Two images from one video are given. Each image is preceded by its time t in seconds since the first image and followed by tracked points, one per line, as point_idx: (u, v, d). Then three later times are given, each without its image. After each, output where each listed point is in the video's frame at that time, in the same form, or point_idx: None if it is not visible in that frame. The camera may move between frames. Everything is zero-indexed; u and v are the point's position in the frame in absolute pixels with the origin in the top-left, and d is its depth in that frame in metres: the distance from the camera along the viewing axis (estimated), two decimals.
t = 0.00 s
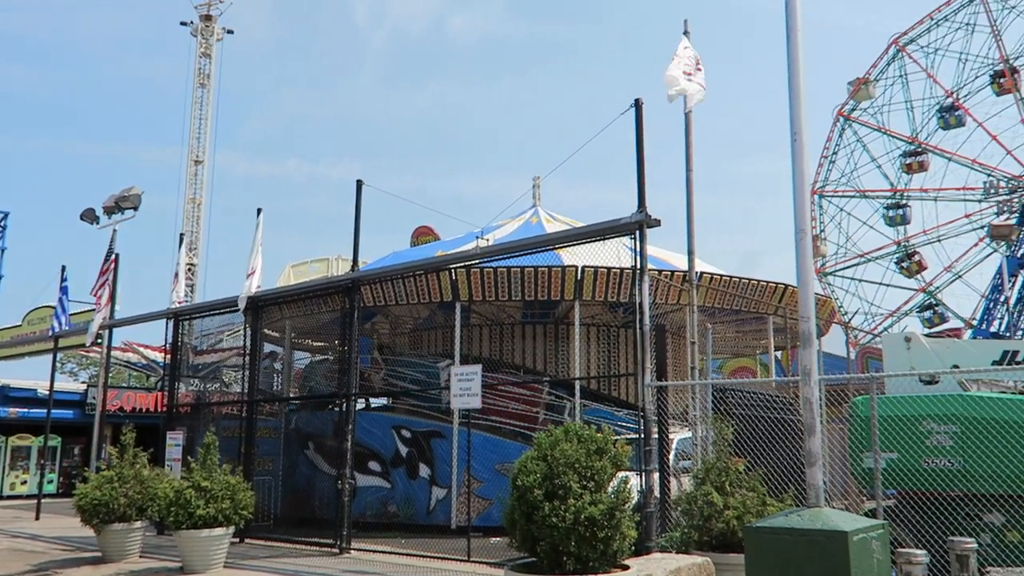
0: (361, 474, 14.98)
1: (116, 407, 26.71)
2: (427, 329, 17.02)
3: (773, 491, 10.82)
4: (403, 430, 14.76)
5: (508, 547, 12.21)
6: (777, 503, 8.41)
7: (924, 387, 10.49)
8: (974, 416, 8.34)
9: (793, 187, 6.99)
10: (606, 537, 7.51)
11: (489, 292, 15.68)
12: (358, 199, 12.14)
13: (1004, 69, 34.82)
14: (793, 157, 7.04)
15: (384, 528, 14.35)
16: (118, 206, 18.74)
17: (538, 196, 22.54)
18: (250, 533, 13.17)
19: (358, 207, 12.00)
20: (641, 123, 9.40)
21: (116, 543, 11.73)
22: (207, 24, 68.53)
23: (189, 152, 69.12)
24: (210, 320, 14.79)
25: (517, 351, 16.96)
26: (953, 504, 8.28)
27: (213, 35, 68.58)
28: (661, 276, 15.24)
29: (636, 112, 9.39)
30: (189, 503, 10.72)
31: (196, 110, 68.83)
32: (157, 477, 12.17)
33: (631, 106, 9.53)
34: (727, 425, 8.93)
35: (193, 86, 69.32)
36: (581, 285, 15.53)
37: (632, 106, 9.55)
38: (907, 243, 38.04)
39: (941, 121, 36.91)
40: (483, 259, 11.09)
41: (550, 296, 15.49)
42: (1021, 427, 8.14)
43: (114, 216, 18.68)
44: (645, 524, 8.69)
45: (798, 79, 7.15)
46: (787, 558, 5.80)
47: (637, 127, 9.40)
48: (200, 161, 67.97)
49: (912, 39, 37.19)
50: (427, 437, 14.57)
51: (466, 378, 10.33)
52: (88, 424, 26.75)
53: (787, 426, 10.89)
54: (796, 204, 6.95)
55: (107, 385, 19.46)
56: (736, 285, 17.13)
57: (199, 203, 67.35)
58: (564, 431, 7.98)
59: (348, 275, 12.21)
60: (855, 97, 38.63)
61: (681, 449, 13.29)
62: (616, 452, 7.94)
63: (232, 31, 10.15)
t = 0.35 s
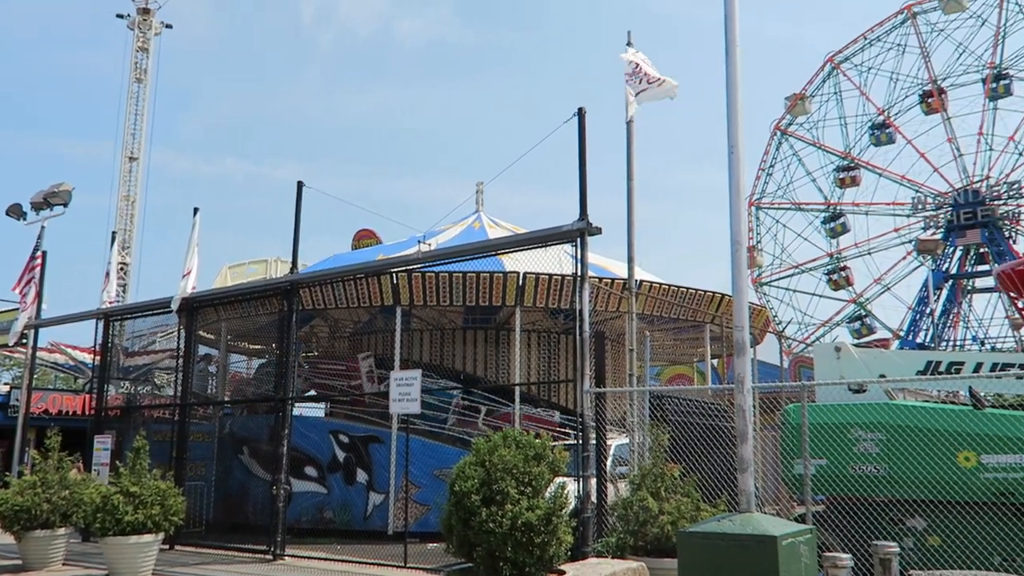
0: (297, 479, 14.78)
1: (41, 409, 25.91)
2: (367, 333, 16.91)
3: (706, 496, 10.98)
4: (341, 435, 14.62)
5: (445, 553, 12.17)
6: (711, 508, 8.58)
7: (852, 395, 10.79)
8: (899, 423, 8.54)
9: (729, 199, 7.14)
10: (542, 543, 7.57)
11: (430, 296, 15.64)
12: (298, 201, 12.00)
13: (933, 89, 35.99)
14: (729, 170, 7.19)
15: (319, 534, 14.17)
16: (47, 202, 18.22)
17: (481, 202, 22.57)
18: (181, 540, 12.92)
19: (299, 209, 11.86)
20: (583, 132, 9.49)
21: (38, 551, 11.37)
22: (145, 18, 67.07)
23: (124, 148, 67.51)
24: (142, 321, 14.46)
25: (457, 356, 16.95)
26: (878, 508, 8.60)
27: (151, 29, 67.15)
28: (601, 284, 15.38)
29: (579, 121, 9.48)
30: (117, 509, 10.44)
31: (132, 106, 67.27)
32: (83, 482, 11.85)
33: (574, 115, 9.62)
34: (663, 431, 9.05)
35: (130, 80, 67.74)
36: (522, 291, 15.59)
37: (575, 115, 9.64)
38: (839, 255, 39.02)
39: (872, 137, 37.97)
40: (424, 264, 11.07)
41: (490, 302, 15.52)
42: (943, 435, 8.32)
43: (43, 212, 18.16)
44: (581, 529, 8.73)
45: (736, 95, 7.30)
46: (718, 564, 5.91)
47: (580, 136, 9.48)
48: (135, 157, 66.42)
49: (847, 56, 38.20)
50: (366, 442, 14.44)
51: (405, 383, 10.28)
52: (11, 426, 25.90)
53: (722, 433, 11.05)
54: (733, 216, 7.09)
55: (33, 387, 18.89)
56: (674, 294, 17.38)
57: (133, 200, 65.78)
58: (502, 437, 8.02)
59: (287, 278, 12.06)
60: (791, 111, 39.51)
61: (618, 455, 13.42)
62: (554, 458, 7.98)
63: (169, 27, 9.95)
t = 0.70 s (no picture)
0: (244, 484, 14.56)
1: None
2: (318, 337, 16.76)
3: (655, 501, 11.05)
4: (290, 440, 14.46)
5: (394, 559, 12.09)
6: (659, 514, 8.68)
7: (797, 401, 11.00)
8: (842, 429, 8.71)
9: (680, 208, 7.23)
10: (491, 548, 7.59)
11: (383, 300, 15.55)
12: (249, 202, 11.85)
13: (879, 104, 36.85)
14: (680, 179, 7.29)
15: (266, 540, 13.97)
16: None
17: (435, 206, 22.55)
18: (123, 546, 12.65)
19: (250, 210, 11.71)
20: (538, 138, 9.53)
21: None
22: (92, 13, 65.68)
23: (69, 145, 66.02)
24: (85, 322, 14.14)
25: (409, 360, 16.89)
26: (822, 515, 8.76)
27: (99, 24, 65.81)
28: (554, 290, 15.46)
29: (533, 128, 9.52)
30: (56, 515, 10.20)
31: (78, 102, 65.82)
32: (21, 487, 11.55)
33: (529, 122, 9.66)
34: (613, 436, 9.11)
35: (75, 76, 66.27)
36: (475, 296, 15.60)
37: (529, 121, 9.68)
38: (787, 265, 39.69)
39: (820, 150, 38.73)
40: (376, 268, 11.01)
41: (442, 307, 15.50)
42: (885, 441, 8.50)
43: None
44: (531, 535, 8.73)
45: (687, 105, 7.40)
46: (665, 568, 5.98)
47: (534, 143, 9.53)
48: (80, 155, 64.97)
49: (796, 69, 38.93)
50: (315, 447, 14.34)
51: (356, 388, 10.21)
52: None
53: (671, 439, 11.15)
54: (683, 225, 7.18)
55: None
56: (626, 301, 17.53)
57: (78, 198, 64.31)
58: (453, 442, 8.01)
59: (236, 279, 11.90)
60: (743, 122, 40.13)
61: (569, 461, 13.43)
62: (505, 464, 7.98)
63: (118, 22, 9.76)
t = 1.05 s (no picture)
0: (193, 490, 14.29)
1: None
2: (272, 340, 16.58)
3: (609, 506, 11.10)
4: (241, 444, 14.28)
5: (346, 565, 11.99)
6: (612, 519, 8.75)
7: (749, 408, 11.11)
8: (792, 436, 8.85)
9: (635, 217, 7.30)
10: (445, 554, 7.60)
11: (338, 304, 15.43)
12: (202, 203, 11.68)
13: (830, 116, 37.56)
14: (635, 188, 7.36)
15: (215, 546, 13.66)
16: None
17: (392, 210, 22.46)
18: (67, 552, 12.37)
19: (204, 211, 11.54)
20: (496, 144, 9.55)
21: None
22: (42, 7, 64.29)
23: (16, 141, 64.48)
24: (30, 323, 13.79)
25: (364, 365, 16.79)
26: (772, 519, 8.91)
27: (49, 19, 64.44)
28: (510, 295, 15.49)
29: (491, 134, 9.54)
30: None
31: (26, 97, 64.36)
32: None
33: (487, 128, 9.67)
34: (568, 442, 9.16)
35: (23, 71, 64.77)
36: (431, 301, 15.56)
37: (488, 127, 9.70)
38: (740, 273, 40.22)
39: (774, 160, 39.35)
40: (332, 271, 10.93)
41: (398, 311, 15.48)
42: (833, 447, 8.67)
43: None
44: (485, 540, 8.67)
45: (644, 114, 7.48)
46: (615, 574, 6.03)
47: (492, 149, 9.56)
48: (27, 151, 63.50)
49: (751, 81, 39.51)
50: (266, 452, 14.19)
51: (309, 392, 10.11)
52: None
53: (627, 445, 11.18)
54: (638, 233, 7.26)
55: None
56: (582, 307, 17.63)
57: (24, 196, 62.81)
58: (407, 448, 8.00)
59: (188, 282, 11.72)
60: (698, 132, 40.61)
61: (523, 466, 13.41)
62: (458, 470, 7.99)
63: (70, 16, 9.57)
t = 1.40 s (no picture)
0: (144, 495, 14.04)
1: None
2: (228, 344, 16.41)
3: (565, 511, 11.11)
4: (196, 449, 14.04)
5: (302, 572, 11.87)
6: (570, 524, 8.79)
7: (705, 414, 11.25)
8: (748, 441, 8.95)
9: (594, 223, 7.35)
10: (401, 559, 7.58)
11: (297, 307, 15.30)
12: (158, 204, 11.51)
13: (788, 126, 38.11)
14: (595, 195, 7.41)
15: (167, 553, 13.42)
16: None
17: (352, 213, 22.33)
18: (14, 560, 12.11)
19: (159, 212, 11.37)
20: (458, 149, 9.55)
21: None
22: None
23: None
24: None
25: (323, 369, 16.67)
26: (728, 523, 9.01)
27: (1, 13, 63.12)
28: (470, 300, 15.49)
29: (452, 138, 9.54)
30: None
31: None
32: None
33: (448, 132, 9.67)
34: (526, 447, 9.18)
35: None
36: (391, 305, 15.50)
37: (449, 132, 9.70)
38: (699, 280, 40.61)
39: (732, 169, 39.80)
40: (290, 274, 10.83)
41: (356, 314, 15.31)
42: (787, 452, 8.79)
43: None
44: (442, 544, 8.60)
45: (603, 121, 7.54)
46: None
47: (453, 154, 9.55)
48: None
49: (711, 90, 39.96)
50: (221, 457, 13.97)
51: (266, 397, 9.99)
52: None
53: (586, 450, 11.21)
54: (597, 240, 7.30)
55: None
56: (542, 312, 17.68)
57: None
58: (364, 452, 7.96)
59: (143, 284, 11.55)
60: (659, 140, 40.97)
61: (481, 471, 13.36)
62: (416, 474, 7.98)
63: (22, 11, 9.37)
